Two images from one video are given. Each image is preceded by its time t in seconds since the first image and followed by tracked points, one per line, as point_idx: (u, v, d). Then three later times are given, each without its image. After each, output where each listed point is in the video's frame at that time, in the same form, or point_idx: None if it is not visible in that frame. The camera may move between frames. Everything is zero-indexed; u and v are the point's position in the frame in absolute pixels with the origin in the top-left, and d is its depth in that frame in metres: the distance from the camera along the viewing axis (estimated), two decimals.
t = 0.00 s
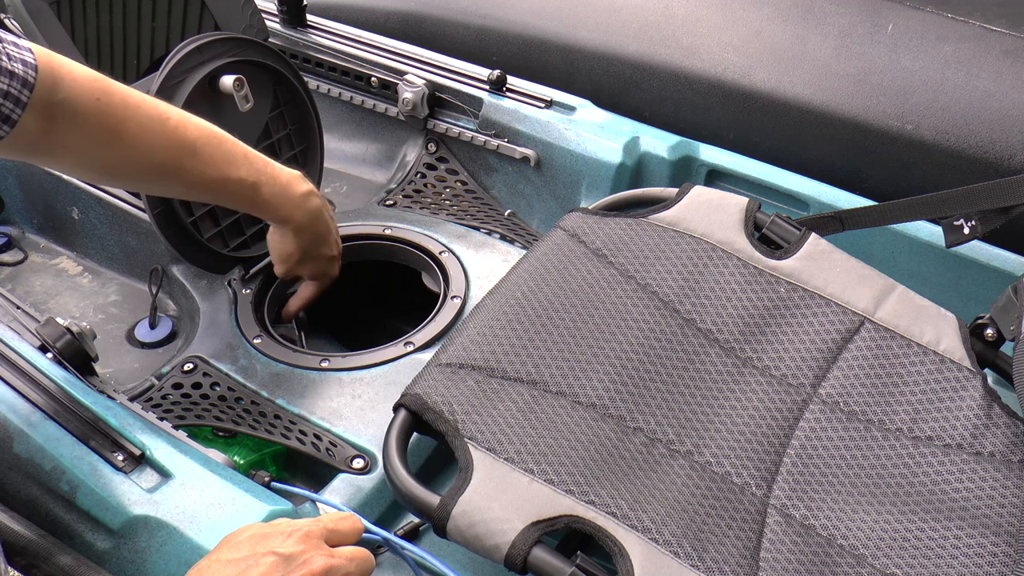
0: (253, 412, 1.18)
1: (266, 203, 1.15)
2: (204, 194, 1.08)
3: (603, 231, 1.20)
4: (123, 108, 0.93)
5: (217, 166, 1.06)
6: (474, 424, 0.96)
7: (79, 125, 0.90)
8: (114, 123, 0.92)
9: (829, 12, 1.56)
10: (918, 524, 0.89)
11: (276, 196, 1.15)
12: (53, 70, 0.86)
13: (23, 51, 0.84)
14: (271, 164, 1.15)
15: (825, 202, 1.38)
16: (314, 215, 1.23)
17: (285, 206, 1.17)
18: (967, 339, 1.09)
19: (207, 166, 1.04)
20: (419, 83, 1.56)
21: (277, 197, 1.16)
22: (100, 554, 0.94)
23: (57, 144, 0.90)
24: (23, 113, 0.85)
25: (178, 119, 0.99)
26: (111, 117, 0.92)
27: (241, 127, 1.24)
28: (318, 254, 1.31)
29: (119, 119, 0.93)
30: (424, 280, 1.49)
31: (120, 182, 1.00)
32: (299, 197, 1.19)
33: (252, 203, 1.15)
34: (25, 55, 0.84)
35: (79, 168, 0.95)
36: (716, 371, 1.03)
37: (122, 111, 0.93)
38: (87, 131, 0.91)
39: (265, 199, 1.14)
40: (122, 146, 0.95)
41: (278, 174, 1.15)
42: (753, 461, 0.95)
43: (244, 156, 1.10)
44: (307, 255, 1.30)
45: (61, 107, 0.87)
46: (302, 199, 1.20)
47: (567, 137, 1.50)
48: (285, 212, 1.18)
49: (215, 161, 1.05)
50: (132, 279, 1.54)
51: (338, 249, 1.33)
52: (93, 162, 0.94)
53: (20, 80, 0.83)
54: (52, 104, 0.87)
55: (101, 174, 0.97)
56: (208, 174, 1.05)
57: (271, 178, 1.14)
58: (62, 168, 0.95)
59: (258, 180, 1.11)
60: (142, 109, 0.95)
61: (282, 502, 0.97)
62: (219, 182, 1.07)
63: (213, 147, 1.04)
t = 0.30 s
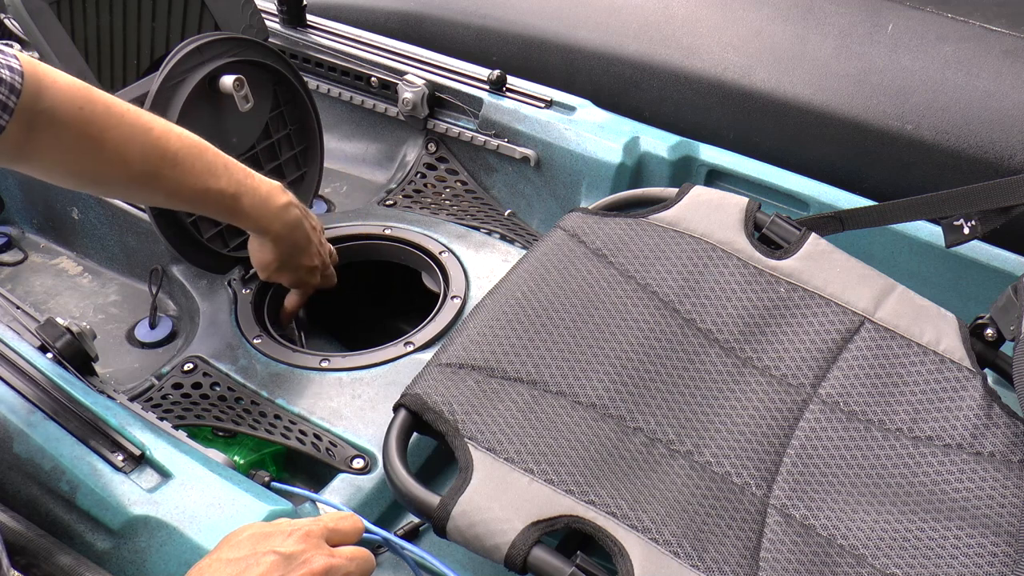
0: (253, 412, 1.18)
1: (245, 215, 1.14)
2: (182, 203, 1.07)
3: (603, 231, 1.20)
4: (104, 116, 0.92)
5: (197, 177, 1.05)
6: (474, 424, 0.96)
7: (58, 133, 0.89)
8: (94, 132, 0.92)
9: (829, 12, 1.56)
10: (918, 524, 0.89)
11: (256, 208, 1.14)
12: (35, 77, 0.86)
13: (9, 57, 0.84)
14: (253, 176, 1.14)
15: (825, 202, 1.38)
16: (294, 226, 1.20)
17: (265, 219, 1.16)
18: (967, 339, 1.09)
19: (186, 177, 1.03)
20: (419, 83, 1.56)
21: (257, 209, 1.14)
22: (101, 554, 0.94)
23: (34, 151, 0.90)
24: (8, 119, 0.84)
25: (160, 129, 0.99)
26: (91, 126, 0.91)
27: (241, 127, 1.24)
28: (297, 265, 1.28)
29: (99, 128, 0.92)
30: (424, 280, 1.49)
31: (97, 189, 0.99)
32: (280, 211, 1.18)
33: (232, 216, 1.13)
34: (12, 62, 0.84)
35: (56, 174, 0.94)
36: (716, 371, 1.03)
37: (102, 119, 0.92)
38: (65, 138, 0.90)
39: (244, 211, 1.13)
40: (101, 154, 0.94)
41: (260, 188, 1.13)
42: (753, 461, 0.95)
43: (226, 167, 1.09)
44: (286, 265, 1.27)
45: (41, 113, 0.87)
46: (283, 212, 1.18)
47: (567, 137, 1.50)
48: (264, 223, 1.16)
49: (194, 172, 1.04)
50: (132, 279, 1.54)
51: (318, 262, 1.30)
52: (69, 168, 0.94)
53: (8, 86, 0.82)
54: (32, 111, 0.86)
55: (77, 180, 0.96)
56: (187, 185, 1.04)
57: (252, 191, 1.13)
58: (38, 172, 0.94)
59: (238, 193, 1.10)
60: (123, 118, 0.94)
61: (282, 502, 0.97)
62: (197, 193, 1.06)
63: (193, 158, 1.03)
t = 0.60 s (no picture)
0: (253, 412, 1.18)
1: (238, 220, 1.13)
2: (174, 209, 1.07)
3: (603, 231, 1.20)
4: (90, 122, 0.93)
5: (187, 181, 1.05)
6: (474, 424, 0.96)
7: (45, 139, 0.90)
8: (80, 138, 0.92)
9: (829, 12, 1.56)
10: (918, 524, 0.89)
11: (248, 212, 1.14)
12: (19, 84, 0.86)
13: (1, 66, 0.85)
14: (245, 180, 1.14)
15: (825, 202, 1.38)
16: (289, 230, 1.20)
17: (259, 222, 1.16)
18: (967, 339, 1.09)
19: (176, 182, 1.03)
20: (419, 83, 1.56)
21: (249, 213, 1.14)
22: (101, 554, 0.94)
23: (22, 159, 0.90)
24: None
25: (147, 134, 0.99)
26: (77, 131, 0.92)
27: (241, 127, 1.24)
28: (295, 269, 1.28)
29: (85, 133, 0.92)
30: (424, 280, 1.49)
31: (88, 197, 0.99)
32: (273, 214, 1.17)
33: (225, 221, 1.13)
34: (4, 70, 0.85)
35: (47, 183, 0.95)
36: (716, 371, 1.03)
37: (88, 125, 0.93)
38: (52, 145, 0.91)
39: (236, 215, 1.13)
40: (89, 161, 0.94)
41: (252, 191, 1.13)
42: (753, 461, 0.95)
43: (217, 172, 1.08)
44: (284, 270, 1.27)
45: (26, 120, 0.87)
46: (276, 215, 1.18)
47: (567, 137, 1.50)
48: (258, 227, 1.16)
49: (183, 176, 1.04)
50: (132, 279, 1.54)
51: (316, 264, 1.30)
52: (59, 176, 0.94)
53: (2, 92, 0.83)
54: (18, 118, 0.87)
55: (68, 189, 0.97)
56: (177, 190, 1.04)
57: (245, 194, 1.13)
58: (29, 182, 0.95)
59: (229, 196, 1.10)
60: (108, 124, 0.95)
61: (282, 502, 0.97)
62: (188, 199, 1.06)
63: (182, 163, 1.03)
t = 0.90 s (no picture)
0: (253, 412, 1.18)
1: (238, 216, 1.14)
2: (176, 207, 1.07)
3: (603, 231, 1.20)
4: (92, 121, 0.93)
5: (188, 179, 1.04)
6: (474, 424, 0.96)
7: (48, 139, 0.90)
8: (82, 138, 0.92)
9: (829, 12, 1.56)
10: (918, 524, 0.89)
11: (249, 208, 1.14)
12: (23, 86, 0.86)
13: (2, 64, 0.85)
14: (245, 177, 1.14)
15: (825, 202, 1.38)
16: (291, 226, 1.20)
17: (260, 219, 1.16)
18: (967, 339, 1.09)
19: (178, 180, 1.03)
20: (419, 83, 1.56)
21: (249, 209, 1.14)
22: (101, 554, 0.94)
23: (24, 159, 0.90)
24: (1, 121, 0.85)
25: (149, 133, 0.99)
26: (80, 130, 0.92)
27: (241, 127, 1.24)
28: (295, 265, 1.28)
29: (87, 132, 0.92)
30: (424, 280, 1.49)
31: (91, 197, 0.99)
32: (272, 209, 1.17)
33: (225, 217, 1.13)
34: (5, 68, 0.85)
35: (48, 183, 0.95)
36: (716, 371, 1.03)
37: (91, 124, 0.93)
38: (55, 145, 0.91)
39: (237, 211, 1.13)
40: (91, 160, 0.94)
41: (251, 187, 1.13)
42: (753, 461, 0.95)
43: (218, 169, 1.09)
44: (284, 266, 1.27)
45: (28, 119, 0.87)
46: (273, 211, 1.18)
47: (567, 137, 1.50)
48: (259, 224, 1.16)
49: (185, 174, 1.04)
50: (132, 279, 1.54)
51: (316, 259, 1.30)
52: (62, 176, 0.94)
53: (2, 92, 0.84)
54: (19, 117, 0.87)
55: (69, 189, 0.97)
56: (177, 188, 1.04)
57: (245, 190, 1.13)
58: (30, 182, 0.95)
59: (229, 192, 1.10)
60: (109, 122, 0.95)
61: (282, 502, 0.97)
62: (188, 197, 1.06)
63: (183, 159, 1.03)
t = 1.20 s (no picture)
0: (253, 412, 1.18)
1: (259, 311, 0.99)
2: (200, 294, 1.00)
3: (603, 231, 1.20)
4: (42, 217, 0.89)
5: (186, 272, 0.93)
6: (474, 424, 0.96)
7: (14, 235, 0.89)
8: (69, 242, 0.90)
9: (829, 12, 1.56)
10: (918, 524, 0.89)
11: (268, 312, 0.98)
12: None
13: None
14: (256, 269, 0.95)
15: (825, 202, 1.38)
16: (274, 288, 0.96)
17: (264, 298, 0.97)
18: (967, 339, 1.09)
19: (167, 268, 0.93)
20: (419, 83, 1.56)
21: (272, 309, 0.99)
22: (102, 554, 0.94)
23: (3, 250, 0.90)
24: None
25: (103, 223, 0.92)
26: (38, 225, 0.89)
27: (242, 127, 1.23)
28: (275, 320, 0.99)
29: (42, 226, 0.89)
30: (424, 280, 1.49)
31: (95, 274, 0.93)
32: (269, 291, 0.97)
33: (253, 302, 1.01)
34: None
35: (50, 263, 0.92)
36: (716, 371, 1.03)
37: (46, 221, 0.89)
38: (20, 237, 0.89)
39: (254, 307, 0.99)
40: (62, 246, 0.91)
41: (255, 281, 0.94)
42: (753, 461, 0.95)
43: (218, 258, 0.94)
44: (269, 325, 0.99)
45: None
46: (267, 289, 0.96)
47: (567, 137, 1.50)
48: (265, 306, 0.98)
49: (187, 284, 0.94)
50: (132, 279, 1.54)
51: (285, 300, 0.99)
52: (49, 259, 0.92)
53: None
54: None
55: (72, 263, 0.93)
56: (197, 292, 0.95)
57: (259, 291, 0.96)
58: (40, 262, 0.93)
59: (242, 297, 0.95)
60: (71, 220, 0.90)
61: (282, 502, 0.96)
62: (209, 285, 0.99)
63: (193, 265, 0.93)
